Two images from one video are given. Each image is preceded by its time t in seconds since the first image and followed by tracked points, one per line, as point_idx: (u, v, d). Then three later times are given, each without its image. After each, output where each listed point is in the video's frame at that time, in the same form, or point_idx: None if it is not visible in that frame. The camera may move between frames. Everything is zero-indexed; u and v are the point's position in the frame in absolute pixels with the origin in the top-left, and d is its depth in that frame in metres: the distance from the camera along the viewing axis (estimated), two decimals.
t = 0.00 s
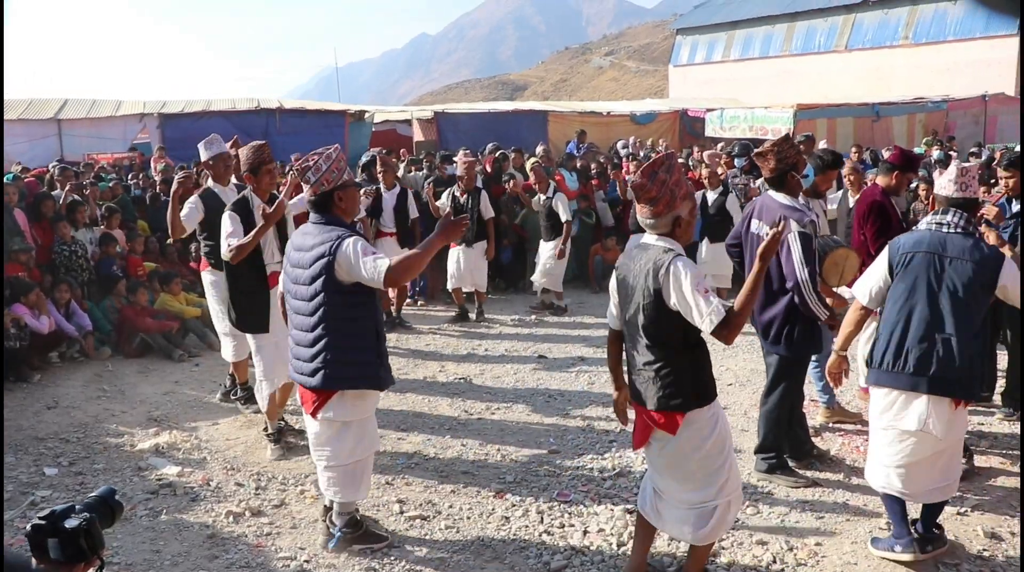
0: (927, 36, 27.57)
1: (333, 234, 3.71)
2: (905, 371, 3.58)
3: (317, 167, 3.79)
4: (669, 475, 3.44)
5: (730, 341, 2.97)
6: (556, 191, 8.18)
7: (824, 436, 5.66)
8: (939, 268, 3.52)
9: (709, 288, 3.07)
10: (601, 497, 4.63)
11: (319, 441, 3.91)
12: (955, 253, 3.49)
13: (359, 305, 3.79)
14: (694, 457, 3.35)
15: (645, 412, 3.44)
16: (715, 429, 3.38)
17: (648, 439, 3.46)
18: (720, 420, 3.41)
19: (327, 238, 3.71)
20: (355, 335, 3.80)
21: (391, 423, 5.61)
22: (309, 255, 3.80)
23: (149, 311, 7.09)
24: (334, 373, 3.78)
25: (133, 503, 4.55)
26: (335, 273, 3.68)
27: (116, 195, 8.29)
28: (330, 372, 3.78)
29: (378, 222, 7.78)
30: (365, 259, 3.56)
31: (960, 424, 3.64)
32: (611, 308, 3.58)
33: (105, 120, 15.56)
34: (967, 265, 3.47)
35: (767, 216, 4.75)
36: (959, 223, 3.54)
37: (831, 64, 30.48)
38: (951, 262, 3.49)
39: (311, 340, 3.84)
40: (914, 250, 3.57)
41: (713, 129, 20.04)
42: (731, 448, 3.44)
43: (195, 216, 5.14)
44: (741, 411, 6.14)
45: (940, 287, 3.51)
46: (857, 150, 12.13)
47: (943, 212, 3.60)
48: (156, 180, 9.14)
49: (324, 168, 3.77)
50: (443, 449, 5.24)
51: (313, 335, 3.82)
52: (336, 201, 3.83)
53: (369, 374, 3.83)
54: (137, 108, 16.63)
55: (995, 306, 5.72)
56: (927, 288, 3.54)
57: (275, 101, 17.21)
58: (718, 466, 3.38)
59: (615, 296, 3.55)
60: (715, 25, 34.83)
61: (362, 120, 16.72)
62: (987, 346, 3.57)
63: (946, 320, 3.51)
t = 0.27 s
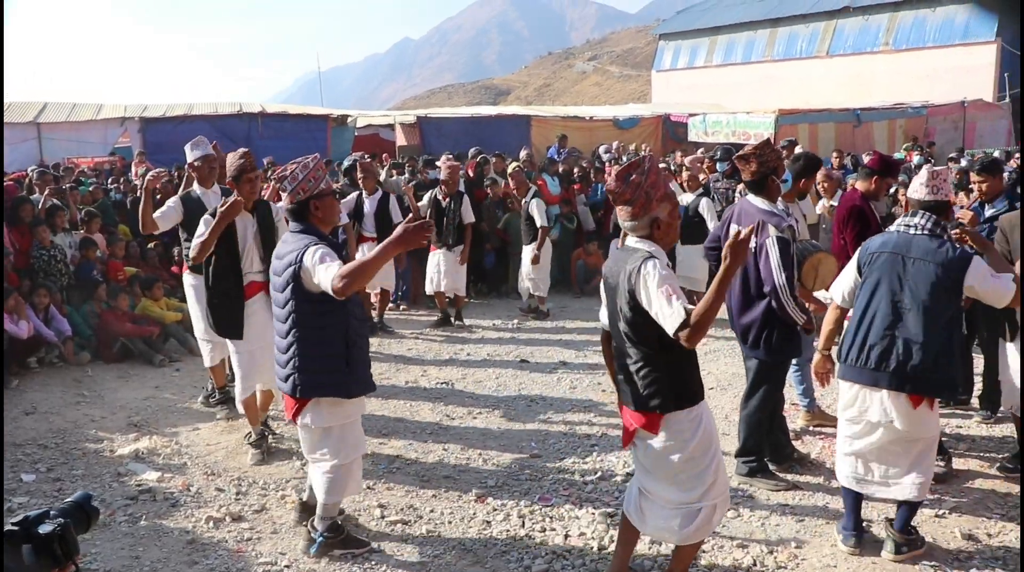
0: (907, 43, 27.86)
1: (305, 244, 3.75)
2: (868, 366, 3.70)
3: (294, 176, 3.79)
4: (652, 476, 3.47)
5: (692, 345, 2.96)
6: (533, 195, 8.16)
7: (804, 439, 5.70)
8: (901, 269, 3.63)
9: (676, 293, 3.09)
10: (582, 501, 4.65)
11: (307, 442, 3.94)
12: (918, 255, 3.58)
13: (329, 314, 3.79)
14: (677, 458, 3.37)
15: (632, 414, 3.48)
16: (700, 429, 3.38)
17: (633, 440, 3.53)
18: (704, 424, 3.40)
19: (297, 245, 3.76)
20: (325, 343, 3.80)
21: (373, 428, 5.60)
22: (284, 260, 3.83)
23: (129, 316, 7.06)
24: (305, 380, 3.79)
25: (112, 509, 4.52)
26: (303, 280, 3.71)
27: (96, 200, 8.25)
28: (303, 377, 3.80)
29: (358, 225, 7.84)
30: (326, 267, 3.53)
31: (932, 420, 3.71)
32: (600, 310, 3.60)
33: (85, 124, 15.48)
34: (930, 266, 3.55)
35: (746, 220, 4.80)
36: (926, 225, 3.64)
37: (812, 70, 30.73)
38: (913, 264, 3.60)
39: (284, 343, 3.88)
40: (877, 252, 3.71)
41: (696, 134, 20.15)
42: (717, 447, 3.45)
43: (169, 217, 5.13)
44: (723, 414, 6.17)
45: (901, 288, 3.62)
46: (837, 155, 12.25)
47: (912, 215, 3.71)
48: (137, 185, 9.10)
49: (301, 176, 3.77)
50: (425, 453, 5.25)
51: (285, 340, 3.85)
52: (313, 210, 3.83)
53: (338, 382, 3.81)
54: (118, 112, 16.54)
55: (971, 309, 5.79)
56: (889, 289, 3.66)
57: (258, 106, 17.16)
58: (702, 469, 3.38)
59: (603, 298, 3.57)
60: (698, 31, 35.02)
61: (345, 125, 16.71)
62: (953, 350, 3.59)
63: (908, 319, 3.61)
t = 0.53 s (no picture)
0: (888, 44, 28.09)
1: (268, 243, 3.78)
2: (830, 356, 3.81)
3: (273, 174, 3.81)
4: (644, 483, 3.50)
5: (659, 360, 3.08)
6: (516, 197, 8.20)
7: (788, 439, 5.74)
8: (868, 265, 3.73)
9: (653, 305, 3.15)
10: (567, 504, 4.66)
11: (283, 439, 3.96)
12: (885, 252, 3.67)
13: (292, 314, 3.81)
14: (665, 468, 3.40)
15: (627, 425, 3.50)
16: (690, 440, 3.39)
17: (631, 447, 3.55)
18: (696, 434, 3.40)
19: (266, 241, 3.81)
20: (282, 343, 3.82)
21: (357, 433, 5.60)
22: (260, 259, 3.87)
23: (112, 322, 7.04)
24: (266, 376, 3.84)
25: (94, 517, 4.49)
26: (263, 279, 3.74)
27: (78, 206, 8.21)
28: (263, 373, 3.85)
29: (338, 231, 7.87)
30: (275, 271, 3.63)
31: (908, 413, 3.77)
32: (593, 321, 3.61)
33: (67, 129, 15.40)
34: (893, 261, 3.64)
35: (726, 222, 4.83)
36: (895, 222, 3.73)
37: (795, 71, 30.92)
38: (880, 260, 3.69)
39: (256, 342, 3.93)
40: (846, 248, 3.82)
41: (680, 136, 20.23)
42: (710, 458, 3.44)
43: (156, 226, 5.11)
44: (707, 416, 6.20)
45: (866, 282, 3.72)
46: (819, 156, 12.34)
47: (884, 212, 3.80)
48: (119, 191, 9.06)
49: (278, 175, 3.79)
50: (409, 458, 5.25)
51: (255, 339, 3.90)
52: (288, 209, 3.84)
53: (298, 384, 3.81)
54: (100, 117, 16.46)
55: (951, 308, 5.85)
56: (856, 284, 3.77)
57: (241, 110, 17.11)
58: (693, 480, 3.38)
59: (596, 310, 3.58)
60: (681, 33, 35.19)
61: (329, 129, 16.68)
62: (911, 346, 3.66)
63: (869, 313, 3.71)
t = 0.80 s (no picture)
0: (863, 47, 28.39)
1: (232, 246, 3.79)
2: (807, 358, 3.87)
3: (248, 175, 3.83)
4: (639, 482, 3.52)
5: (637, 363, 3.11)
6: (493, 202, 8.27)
7: (766, 440, 5.79)
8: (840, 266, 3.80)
9: (636, 305, 3.17)
10: (546, 507, 4.67)
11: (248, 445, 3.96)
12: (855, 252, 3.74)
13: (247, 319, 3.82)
14: (653, 467, 3.41)
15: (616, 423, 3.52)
16: (677, 440, 3.40)
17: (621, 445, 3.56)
18: (683, 434, 3.42)
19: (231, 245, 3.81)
20: (238, 349, 3.84)
21: (336, 439, 5.59)
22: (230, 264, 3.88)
23: (87, 329, 6.99)
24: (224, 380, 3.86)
25: (69, 526, 4.46)
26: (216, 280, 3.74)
27: (52, 211, 8.14)
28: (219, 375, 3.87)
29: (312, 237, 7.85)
30: (223, 284, 3.63)
31: (886, 415, 3.81)
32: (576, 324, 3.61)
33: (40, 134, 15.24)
34: (862, 261, 3.71)
35: (702, 224, 4.86)
36: (862, 223, 3.80)
37: (771, 74, 31.18)
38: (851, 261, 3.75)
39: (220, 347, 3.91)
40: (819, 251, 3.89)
41: (658, 138, 20.34)
42: (698, 457, 3.45)
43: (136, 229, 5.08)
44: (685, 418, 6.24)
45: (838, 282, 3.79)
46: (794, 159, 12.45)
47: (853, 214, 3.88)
48: (94, 196, 9.00)
49: (250, 179, 3.80)
50: (388, 463, 5.25)
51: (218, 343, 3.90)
52: (257, 213, 3.84)
53: (253, 389, 3.82)
54: (74, 121, 16.31)
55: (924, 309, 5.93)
56: (829, 285, 3.83)
57: (218, 114, 17.03)
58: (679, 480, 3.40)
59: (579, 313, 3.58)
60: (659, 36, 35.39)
61: (307, 133, 16.64)
62: (884, 344, 3.70)
63: (841, 314, 3.77)
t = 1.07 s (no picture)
0: (860, 52, 28.47)
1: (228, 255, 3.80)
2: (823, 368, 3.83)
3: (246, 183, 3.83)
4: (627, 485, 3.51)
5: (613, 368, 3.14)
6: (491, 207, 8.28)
7: (764, 445, 5.78)
8: (850, 273, 3.79)
9: (627, 311, 3.18)
10: (544, 513, 4.67)
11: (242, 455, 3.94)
12: (864, 258, 3.75)
13: (241, 328, 3.78)
14: (642, 469, 3.41)
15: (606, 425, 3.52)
16: (667, 441, 3.40)
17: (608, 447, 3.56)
18: (674, 433, 3.42)
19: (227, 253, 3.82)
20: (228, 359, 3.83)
21: (334, 444, 5.58)
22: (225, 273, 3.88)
23: (84, 334, 6.98)
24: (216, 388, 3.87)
25: (65, 532, 4.44)
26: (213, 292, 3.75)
27: (49, 216, 8.14)
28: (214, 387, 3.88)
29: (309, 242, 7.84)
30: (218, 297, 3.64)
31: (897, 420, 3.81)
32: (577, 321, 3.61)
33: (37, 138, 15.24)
34: (875, 267, 3.72)
35: (700, 229, 4.86)
36: (866, 229, 3.83)
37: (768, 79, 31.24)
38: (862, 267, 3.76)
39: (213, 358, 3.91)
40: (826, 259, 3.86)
41: (655, 143, 20.36)
42: (689, 457, 3.45)
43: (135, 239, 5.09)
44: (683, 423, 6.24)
45: (851, 289, 3.77)
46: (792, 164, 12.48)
47: (854, 221, 3.90)
48: (91, 201, 8.99)
49: (249, 186, 3.80)
50: (386, 468, 5.24)
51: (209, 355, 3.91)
52: (253, 221, 3.82)
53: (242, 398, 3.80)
54: (71, 126, 16.31)
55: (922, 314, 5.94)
56: (840, 292, 3.81)
57: (215, 119, 17.03)
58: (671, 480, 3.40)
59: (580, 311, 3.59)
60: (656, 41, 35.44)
61: (304, 138, 16.65)
62: (900, 347, 3.73)
63: (858, 322, 3.75)
